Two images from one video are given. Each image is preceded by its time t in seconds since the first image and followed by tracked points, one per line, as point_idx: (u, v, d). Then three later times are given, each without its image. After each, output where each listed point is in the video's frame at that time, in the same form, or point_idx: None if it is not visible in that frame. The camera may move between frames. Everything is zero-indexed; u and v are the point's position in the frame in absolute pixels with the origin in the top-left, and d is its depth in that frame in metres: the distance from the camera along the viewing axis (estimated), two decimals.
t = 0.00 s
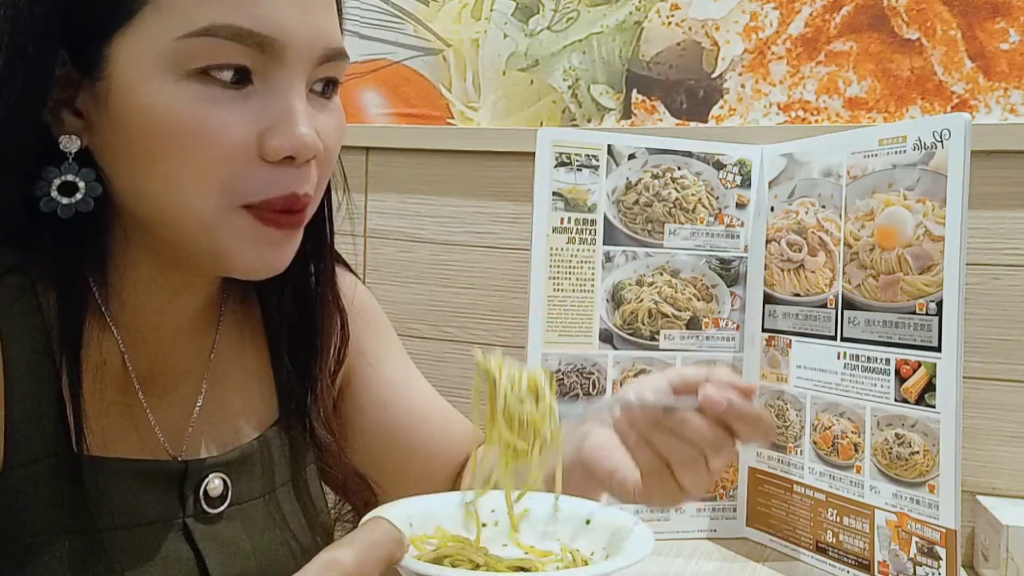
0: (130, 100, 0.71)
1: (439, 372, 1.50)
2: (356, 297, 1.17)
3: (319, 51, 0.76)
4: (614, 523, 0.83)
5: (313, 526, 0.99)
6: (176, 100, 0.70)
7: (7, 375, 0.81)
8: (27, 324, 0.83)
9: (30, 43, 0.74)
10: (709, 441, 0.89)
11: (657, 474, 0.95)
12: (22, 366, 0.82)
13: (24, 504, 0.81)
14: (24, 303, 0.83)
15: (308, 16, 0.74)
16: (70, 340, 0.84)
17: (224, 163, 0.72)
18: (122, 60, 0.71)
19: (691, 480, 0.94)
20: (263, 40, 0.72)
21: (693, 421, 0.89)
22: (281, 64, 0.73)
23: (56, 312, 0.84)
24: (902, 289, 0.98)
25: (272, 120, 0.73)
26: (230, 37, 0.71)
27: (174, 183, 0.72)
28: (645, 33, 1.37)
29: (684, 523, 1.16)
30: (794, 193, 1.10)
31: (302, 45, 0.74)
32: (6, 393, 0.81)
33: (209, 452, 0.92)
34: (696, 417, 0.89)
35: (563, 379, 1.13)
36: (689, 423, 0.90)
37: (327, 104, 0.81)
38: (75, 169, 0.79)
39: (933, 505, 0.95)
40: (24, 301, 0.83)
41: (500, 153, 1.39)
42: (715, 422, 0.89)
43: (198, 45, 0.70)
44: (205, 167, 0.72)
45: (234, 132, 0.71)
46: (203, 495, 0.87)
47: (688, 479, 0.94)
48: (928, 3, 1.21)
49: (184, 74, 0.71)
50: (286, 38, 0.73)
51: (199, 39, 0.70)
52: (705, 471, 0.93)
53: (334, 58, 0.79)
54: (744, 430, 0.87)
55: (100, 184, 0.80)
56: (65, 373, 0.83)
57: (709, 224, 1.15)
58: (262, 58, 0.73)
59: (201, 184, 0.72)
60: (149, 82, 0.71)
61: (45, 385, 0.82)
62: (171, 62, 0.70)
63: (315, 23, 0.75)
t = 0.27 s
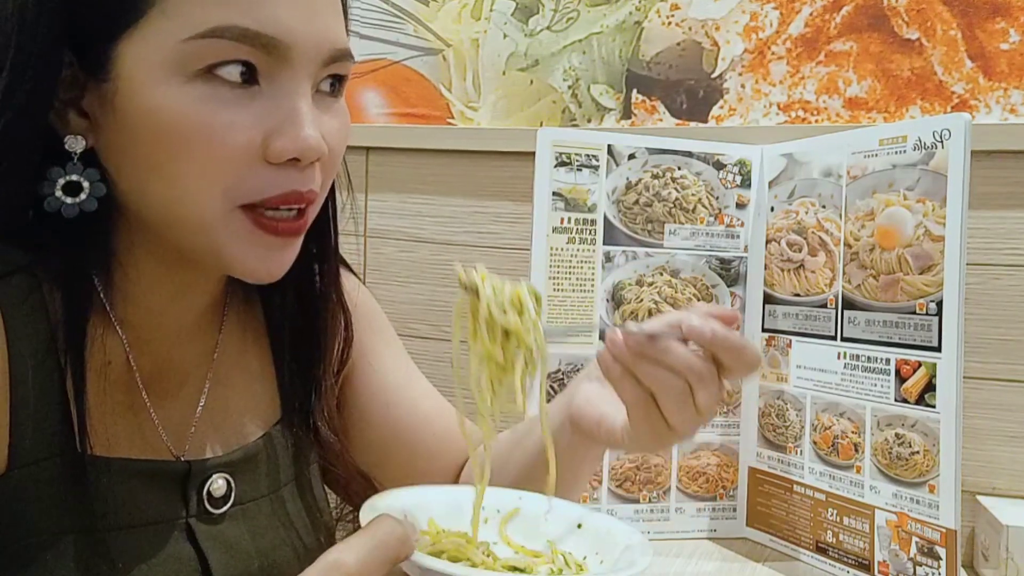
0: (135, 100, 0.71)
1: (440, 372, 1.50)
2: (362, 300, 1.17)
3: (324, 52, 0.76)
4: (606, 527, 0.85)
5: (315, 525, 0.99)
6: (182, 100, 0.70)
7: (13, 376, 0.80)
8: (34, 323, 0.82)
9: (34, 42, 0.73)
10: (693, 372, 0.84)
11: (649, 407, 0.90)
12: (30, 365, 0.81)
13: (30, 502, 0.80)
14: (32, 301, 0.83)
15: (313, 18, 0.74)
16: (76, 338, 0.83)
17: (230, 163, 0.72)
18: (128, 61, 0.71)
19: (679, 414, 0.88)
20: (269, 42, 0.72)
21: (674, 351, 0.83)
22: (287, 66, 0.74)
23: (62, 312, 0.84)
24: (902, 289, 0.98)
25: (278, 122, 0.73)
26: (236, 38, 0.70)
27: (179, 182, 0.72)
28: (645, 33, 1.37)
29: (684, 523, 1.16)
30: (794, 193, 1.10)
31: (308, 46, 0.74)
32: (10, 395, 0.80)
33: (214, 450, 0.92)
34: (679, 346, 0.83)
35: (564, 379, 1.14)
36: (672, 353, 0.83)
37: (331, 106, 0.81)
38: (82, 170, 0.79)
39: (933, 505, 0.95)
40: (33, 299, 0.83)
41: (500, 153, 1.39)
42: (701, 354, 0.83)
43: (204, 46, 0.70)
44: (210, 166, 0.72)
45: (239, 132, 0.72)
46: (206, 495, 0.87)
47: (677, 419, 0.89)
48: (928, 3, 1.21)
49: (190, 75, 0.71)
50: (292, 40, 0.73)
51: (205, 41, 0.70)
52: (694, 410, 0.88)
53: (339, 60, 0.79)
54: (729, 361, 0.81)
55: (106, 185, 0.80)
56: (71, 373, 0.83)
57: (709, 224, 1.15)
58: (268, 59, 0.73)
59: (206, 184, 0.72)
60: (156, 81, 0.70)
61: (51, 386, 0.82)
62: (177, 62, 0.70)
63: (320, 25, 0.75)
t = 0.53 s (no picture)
0: (137, 103, 0.71)
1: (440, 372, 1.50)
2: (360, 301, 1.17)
3: (327, 56, 0.76)
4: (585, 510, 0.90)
5: (314, 523, 1.00)
6: (183, 102, 0.70)
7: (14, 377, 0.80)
8: (36, 324, 0.82)
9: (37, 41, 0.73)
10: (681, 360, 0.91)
11: (645, 406, 0.97)
12: (31, 366, 0.81)
13: (31, 503, 0.81)
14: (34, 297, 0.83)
15: (316, 22, 0.74)
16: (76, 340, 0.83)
17: (232, 166, 0.72)
18: (133, 63, 0.71)
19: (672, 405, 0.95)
20: (273, 46, 0.72)
21: (663, 346, 0.92)
22: (290, 71, 0.74)
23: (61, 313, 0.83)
24: (902, 289, 0.98)
25: (280, 124, 0.73)
26: (240, 43, 0.70)
27: (180, 183, 0.72)
28: (645, 34, 1.37)
29: (684, 523, 1.16)
30: (794, 193, 1.10)
31: (311, 50, 0.74)
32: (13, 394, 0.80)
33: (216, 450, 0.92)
34: (668, 342, 0.92)
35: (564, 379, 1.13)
36: (661, 350, 0.92)
37: (333, 109, 0.81)
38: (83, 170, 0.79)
39: (933, 505, 0.95)
40: (35, 298, 0.83)
41: (500, 153, 1.39)
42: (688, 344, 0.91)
43: (206, 49, 0.70)
44: (212, 169, 0.72)
45: (241, 135, 0.71)
46: (206, 495, 0.87)
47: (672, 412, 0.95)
48: (929, 3, 1.21)
49: (192, 78, 0.70)
50: (295, 44, 0.73)
51: (209, 45, 0.70)
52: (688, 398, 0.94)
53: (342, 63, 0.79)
54: (717, 346, 0.89)
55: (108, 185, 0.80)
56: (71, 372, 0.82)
57: (709, 224, 1.15)
58: (271, 64, 0.73)
59: (208, 186, 0.72)
60: (157, 85, 0.70)
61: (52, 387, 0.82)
62: (179, 65, 0.70)
63: (323, 29, 0.75)
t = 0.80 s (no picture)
0: (159, 114, 0.71)
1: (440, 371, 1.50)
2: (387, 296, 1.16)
3: (351, 76, 0.76)
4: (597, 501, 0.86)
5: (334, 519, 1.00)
6: (204, 115, 0.70)
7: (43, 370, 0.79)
8: (68, 316, 0.81)
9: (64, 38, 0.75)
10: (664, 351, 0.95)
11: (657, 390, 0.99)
12: (60, 358, 0.80)
13: (53, 497, 0.80)
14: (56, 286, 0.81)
15: (341, 43, 0.74)
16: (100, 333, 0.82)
17: (248, 180, 0.72)
18: (156, 72, 0.71)
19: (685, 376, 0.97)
20: (296, 66, 0.71)
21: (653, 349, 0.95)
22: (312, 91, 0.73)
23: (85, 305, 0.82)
24: (901, 289, 0.98)
25: (300, 139, 0.73)
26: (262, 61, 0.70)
27: (197, 192, 0.72)
28: (645, 34, 1.37)
29: (684, 523, 1.16)
30: (794, 193, 1.10)
31: (334, 70, 0.74)
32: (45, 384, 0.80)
33: (233, 450, 0.92)
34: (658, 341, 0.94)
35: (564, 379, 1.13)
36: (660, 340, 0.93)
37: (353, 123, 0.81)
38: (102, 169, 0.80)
39: (933, 505, 0.95)
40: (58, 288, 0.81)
41: (500, 153, 1.39)
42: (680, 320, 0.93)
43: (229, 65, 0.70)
44: (230, 183, 0.72)
45: (261, 148, 0.71)
46: (230, 492, 0.86)
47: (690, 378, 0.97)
48: (928, 2, 1.21)
49: (214, 91, 0.70)
50: (318, 64, 0.72)
51: (232, 64, 0.70)
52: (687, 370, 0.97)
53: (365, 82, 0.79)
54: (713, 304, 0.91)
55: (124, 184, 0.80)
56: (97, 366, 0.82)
57: (709, 224, 1.15)
58: (293, 85, 0.72)
59: (226, 200, 0.73)
60: (178, 96, 0.70)
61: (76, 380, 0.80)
62: (201, 79, 0.70)
63: (347, 49, 0.75)
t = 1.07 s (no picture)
0: (196, 134, 0.71)
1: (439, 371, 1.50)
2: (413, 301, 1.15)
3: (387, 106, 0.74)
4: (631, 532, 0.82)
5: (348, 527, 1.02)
6: (241, 134, 0.69)
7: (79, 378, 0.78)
8: (104, 323, 0.79)
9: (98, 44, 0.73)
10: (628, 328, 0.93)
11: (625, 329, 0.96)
12: (97, 365, 0.78)
13: (82, 501, 0.79)
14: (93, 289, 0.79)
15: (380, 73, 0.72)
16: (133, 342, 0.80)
17: (281, 204, 0.72)
18: (196, 90, 0.71)
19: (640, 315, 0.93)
20: (330, 95, 0.70)
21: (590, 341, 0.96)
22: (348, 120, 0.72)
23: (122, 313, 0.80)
24: (902, 288, 0.98)
25: (335, 165, 0.73)
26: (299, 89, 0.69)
27: (228, 209, 0.72)
28: (644, 33, 1.37)
29: (684, 522, 1.16)
30: (794, 193, 1.10)
31: (371, 100, 0.73)
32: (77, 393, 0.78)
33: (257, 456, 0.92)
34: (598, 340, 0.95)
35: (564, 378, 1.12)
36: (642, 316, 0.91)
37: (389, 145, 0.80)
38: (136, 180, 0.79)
39: (933, 505, 0.95)
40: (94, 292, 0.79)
41: (499, 152, 1.39)
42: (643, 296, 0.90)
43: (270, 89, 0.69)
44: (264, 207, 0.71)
45: (295, 170, 0.71)
46: (253, 500, 0.87)
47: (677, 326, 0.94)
48: (928, 2, 1.21)
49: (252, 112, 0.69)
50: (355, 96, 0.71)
51: (271, 91, 0.69)
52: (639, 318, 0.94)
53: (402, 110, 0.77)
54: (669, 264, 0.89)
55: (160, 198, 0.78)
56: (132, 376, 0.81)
57: (709, 224, 1.15)
58: (331, 114, 0.72)
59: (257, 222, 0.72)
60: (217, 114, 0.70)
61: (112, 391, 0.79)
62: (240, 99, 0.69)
63: (385, 80, 0.73)
